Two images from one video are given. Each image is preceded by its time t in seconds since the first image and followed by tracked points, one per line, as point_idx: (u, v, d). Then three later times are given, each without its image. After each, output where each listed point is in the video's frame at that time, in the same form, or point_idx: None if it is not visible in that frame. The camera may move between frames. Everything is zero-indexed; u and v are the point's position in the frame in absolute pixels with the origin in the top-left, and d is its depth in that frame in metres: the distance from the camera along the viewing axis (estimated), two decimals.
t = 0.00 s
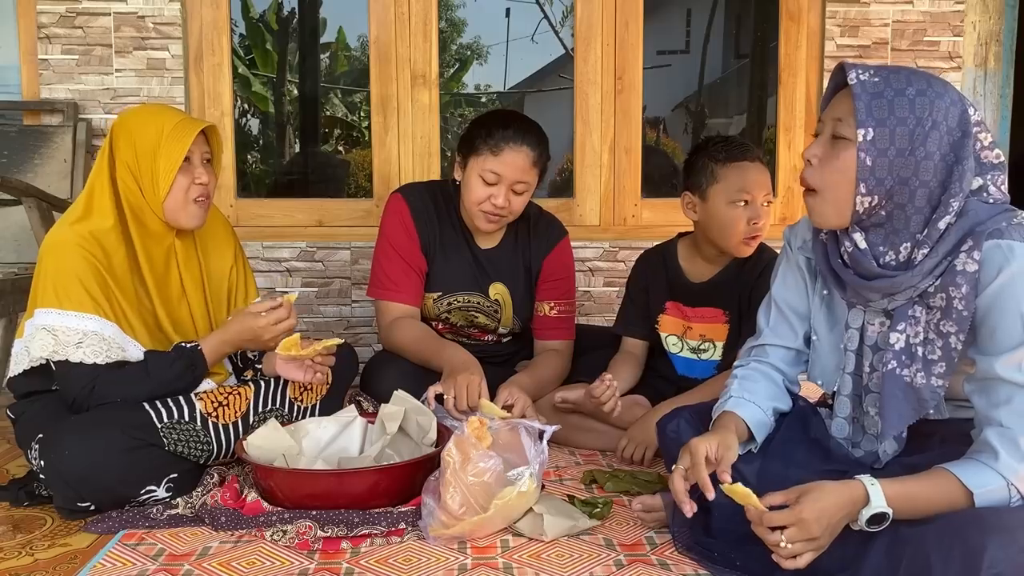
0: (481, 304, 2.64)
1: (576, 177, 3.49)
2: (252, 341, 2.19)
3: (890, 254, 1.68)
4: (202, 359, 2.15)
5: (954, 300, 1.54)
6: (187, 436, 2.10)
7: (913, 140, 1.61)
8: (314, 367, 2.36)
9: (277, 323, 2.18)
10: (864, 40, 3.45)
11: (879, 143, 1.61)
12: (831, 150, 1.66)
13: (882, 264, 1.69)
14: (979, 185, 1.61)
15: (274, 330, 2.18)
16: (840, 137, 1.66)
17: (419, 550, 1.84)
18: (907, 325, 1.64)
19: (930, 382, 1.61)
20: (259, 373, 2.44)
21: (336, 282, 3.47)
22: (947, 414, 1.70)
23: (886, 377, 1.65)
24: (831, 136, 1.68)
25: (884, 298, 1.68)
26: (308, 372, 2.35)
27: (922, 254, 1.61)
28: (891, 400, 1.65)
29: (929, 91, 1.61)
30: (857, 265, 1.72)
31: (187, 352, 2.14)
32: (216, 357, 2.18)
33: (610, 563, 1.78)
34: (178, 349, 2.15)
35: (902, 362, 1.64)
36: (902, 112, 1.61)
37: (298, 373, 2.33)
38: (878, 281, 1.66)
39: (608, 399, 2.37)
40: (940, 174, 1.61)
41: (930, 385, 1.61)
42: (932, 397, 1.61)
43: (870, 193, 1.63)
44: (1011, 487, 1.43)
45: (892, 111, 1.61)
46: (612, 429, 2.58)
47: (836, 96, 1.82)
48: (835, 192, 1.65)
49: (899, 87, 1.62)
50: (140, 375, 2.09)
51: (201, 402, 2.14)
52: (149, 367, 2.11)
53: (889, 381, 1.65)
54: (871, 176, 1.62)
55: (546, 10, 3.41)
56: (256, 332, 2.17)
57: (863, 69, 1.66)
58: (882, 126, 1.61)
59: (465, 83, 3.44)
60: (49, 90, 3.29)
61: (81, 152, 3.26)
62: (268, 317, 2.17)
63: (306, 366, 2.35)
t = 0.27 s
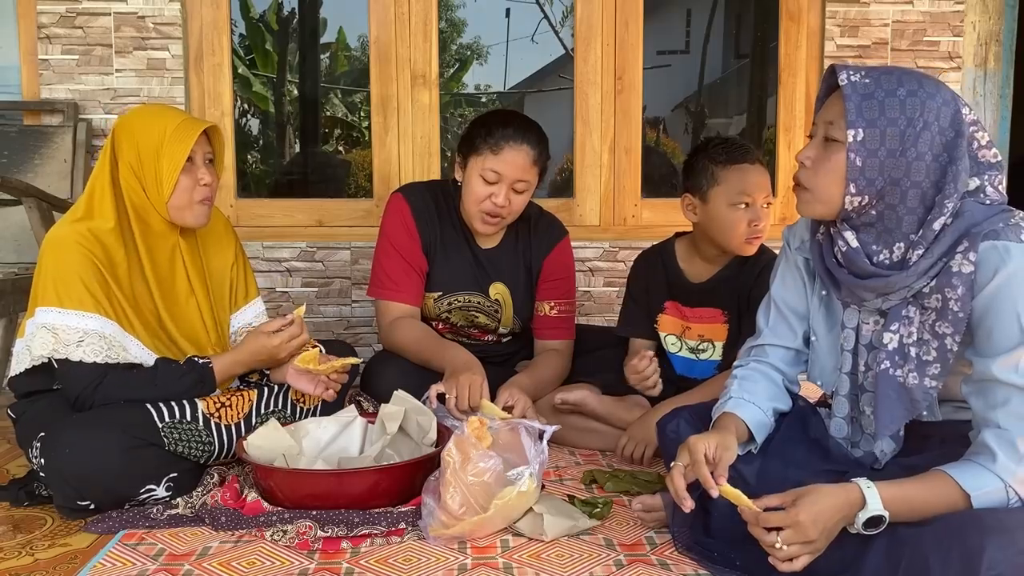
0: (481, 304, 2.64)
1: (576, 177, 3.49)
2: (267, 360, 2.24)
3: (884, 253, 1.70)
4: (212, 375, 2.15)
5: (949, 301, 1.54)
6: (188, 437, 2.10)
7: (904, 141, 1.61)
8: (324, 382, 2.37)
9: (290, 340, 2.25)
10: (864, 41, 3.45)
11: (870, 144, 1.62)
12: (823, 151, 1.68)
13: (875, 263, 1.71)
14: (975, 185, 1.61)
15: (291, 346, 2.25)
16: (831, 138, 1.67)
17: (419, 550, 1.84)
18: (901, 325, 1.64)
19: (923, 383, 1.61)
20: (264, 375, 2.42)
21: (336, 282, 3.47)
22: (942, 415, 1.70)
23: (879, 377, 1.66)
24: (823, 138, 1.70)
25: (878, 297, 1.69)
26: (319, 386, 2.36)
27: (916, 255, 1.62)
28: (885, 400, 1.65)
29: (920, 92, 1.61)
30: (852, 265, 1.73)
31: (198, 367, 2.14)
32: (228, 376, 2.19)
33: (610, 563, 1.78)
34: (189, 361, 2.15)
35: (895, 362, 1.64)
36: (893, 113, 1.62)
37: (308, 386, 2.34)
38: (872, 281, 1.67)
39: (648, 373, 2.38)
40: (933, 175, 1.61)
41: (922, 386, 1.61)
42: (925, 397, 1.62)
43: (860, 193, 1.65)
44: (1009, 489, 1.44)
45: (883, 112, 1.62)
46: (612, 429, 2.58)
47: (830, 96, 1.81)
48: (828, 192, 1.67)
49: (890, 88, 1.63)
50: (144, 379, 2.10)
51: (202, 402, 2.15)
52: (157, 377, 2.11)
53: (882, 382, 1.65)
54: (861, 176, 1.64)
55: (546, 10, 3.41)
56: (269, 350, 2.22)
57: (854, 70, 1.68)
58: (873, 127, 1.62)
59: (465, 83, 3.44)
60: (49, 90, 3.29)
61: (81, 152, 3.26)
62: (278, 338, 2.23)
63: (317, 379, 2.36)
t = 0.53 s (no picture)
0: (482, 304, 2.64)
1: (576, 177, 3.49)
2: (267, 361, 2.22)
3: (884, 255, 1.70)
4: (212, 377, 2.13)
5: (950, 302, 1.54)
6: (188, 437, 2.10)
7: (902, 142, 1.62)
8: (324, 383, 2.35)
9: (290, 341, 2.22)
10: (864, 41, 3.45)
11: (868, 145, 1.62)
12: (822, 152, 1.67)
13: (876, 265, 1.71)
14: (975, 186, 1.62)
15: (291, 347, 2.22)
16: (830, 140, 1.67)
17: (419, 550, 1.84)
18: (903, 327, 1.64)
19: (925, 384, 1.61)
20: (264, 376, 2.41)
21: (336, 283, 3.47)
22: (944, 416, 1.70)
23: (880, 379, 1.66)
24: (822, 140, 1.69)
25: (879, 299, 1.69)
26: (319, 389, 2.34)
27: (916, 256, 1.62)
28: (887, 402, 1.65)
29: (918, 93, 1.61)
30: (852, 267, 1.73)
31: (198, 368, 2.13)
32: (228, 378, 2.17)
33: (610, 563, 1.78)
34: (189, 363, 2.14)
35: (897, 364, 1.64)
36: (891, 114, 1.62)
37: (307, 387, 2.33)
38: (873, 283, 1.67)
39: (677, 335, 2.37)
40: (931, 176, 1.62)
41: (925, 387, 1.61)
42: (927, 398, 1.62)
43: (860, 195, 1.65)
44: (1010, 489, 1.44)
45: (881, 113, 1.62)
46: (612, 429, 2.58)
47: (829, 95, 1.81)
48: (829, 195, 1.67)
49: (888, 90, 1.63)
50: (145, 379, 2.09)
51: (201, 403, 2.15)
52: (156, 377, 2.10)
53: (885, 384, 1.65)
54: (860, 178, 1.63)
55: (546, 10, 3.41)
56: (270, 351, 2.19)
57: (852, 71, 1.67)
58: (871, 128, 1.62)
59: (465, 83, 3.44)
60: (49, 90, 3.29)
61: (81, 152, 3.26)
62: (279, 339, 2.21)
63: (316, 381, 2.34)
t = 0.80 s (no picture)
0: (482, 304, 2.64)
1: (576, 177, 3.49)
2: (267, 365, 2.21)
3: (877, 255, 1.70)
4: (212, 381, 2.14)
5: (944, 302, 1.54)
6: (188, 437, 2.11)
7: (889, 143, 1.62)
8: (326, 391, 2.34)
9: (290, 345, 2.22)
10: (864, 41, 3.45)
11: (855, 146, 1.63)
12: (811, 154, 1.68)
13: (869, 264, 1.71)
14: (970, 186, 1.60)
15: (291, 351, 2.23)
16: (819, 141, 1.68)
17: (419, 550, 1.84)
18: (897, 326, 1.65)
19: (919, 383, 1.61)
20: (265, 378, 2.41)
21: (336, 283, 3.47)
22: (938, 416, 1.71)
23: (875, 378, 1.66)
24: (811, 142, 1.70)
25: (873, 299, 1.69)
26: (319, 395, 2.34)
27: (909, 256, 1.62)
28: (882, 402, 1.66)
29: (906, 93, 1.61)
30: (845, 266, 1.73)
31: (198, 370, 2.13)
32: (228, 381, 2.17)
33: (610, 563, 1.78)
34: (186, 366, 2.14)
35: (891, 364, 1.65)
36: (878, 115, 1.62)
37: (308, 394, 2.33)
38: (866, 282, 1.67)
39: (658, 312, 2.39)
40: (922, 176, 1.60)
41: (919, 386, 1.61)
42: (921, 398, 1.62)
43: (848, 196, 1.66)
44: (1009, 489, 1.44)
45: (867, 115, 1.63)
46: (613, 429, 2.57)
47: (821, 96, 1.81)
48: (816, 195, 1.67)
49: (876, 91, 1.63)
50: (144, 381, 2.10)
51: (201, 403, 2.16)
52: (157, 379, 2.11)
53: (880, 384, 1.66)
54: (848, 178, 1.64)
55: (546, 10, 3.41)
56: (271, 355, 2.19)
57: (841, 73, 1.68)
58: (858, 129, 1.63)
59: (465, 83, 3.44)
60: (49, 90, 3.29)
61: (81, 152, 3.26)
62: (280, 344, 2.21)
63: (317, 388, 2.34)
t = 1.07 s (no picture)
0: (483, 305, 2.64)
1: (576, 177, 3.49)
2: (267, 365, 2.21)
3: (873, 257, 1.70)
4: (212, 381, 2.14)
5: (940, 304, 1.55)
6: (188, 437, 2.11)
7: (883, 146, 1.62)
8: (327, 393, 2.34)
9: (290, 345, 2.22)
10: (864, 40, 3.45)
11: (849, 150, 1.64)
12: (805, 157, 1.69)
13: (865, 267, 1.71)
14: (965, 188, 1.62)
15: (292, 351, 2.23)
16: (814, 145, 1.68)
17: (419, 549, 1.84)
18: (893, 328, 1.65)
19: (916, 385, 1.61)
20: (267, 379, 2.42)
21: (336, 283, 3.47)
22: (937, 416, 1.71)
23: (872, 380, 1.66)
24: (806, 145, 1.70)
25: (869, 301, 1.69)
26: (319, 395, 2.34)
27: (904, 258, 1.62)
28: (879, 403, 1.66)
29: (900, 97, 1.61)
30: (842, 268, 1.74)
31: (198, 371, 2.13)
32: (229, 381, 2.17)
33: (610, 563, 1.78)
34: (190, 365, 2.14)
35: (888, 365, 1.65)
36: (872, 118, 1.63)
37: (308, 394, 2.33)
38: (863, 284, 1.68)
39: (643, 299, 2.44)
40: (916, 178, 1.60)
41: (915, 388, 1.61)
42: (918, 399, 1.62)
43: (843, 199, 1.66)
44: (1007, 489, 1.44)
45: (862, 118, 1.63)
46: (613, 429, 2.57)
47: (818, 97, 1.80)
48: (812, 197, 1.68)
49: (870, 94, 1.64)
50: (144, 380, 2.10)
51: (201, 403, 2.16)
52: (157, 380, 2.10)
53: (876, 385, 1.66)
54: (842, 181, 1.65)
55: (546, 10, 3.41)
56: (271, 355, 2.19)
57: (835, 76, 1.68)
58: (852, 132, 1.64)
59: (465, 83, 3.44)
60: (49, 90, 3.29)
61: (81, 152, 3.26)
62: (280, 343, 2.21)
63: (318, 388, 2.34)
